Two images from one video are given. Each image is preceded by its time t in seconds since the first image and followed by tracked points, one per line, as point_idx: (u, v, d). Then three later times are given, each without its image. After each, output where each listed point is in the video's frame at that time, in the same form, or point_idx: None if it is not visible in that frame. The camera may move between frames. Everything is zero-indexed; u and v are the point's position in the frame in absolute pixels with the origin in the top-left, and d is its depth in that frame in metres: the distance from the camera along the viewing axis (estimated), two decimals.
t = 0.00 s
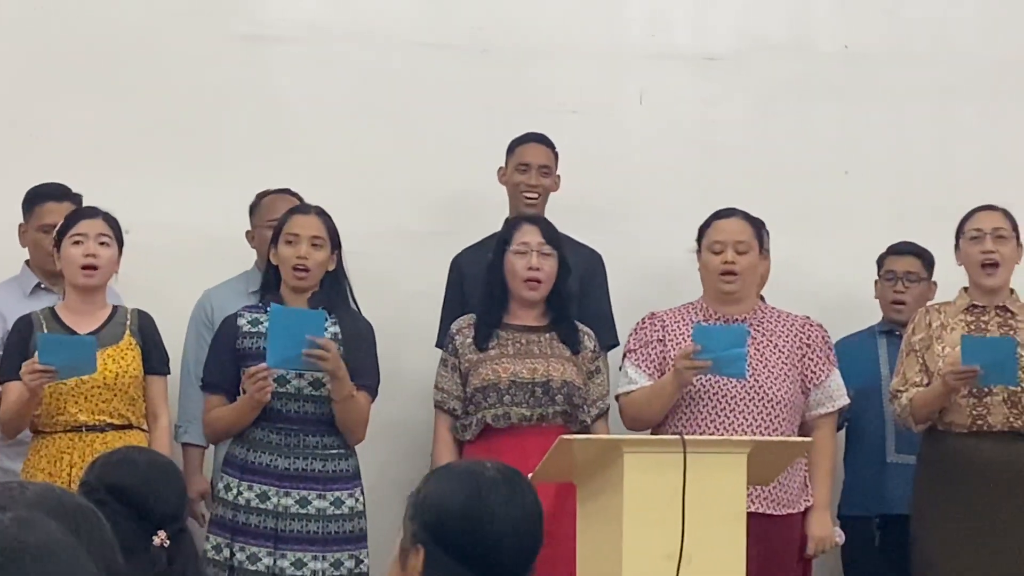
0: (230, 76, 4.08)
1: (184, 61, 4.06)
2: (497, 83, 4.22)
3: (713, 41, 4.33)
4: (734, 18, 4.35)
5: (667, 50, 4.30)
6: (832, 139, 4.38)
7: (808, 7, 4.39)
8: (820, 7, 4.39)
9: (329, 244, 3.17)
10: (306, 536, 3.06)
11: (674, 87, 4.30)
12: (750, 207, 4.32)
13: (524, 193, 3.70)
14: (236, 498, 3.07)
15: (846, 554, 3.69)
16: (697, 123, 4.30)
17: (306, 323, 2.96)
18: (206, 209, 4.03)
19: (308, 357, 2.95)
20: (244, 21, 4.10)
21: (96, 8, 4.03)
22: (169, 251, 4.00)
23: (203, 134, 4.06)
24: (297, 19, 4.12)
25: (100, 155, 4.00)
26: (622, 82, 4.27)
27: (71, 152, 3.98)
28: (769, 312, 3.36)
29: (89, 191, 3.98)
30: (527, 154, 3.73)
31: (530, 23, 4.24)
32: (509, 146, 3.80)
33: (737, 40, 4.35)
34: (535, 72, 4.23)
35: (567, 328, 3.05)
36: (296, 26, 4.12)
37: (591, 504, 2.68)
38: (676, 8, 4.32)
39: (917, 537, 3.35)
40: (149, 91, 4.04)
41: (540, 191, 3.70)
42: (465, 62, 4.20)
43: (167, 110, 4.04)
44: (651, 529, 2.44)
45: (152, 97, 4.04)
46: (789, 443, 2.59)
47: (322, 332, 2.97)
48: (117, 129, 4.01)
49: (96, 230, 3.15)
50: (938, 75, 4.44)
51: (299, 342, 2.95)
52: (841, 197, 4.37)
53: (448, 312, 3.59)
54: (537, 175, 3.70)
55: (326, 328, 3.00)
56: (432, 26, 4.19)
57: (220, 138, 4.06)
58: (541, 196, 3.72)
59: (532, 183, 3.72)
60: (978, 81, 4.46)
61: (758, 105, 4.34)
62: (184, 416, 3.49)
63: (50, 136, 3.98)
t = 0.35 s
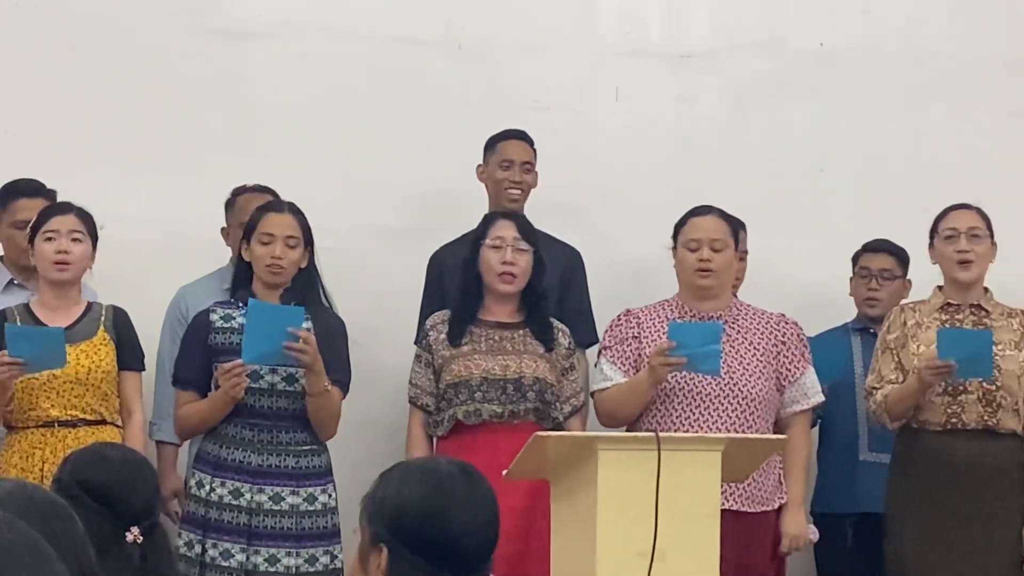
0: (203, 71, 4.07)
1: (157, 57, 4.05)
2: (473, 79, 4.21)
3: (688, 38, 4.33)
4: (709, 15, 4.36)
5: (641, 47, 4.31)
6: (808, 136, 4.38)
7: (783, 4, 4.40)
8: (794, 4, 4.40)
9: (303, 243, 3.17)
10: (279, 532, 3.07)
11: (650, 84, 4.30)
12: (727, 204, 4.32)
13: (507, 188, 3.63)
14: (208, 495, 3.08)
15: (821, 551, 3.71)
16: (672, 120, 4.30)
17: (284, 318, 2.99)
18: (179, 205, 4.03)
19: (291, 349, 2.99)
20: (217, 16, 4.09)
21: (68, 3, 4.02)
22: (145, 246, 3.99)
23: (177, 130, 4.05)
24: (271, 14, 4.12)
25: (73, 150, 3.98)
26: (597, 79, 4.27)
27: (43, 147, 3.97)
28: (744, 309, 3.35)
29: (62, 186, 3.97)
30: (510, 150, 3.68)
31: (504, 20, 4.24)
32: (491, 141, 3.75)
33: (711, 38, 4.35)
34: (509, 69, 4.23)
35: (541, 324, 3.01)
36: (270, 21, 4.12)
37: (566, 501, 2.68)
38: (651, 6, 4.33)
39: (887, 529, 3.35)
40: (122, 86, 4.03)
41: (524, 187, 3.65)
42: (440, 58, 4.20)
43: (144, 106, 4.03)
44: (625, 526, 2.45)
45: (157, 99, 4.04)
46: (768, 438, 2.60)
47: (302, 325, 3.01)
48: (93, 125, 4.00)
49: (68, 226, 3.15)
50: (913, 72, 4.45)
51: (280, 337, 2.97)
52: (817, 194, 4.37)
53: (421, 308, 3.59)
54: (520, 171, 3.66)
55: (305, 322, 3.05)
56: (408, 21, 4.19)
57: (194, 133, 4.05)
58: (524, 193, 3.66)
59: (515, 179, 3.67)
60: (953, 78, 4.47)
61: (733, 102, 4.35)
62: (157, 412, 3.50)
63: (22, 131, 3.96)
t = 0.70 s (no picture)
0: (176, 69, 4.08)
1: (130, 54, 4.06)
2: (446, 78, 4.22)
3: (662, 37, 4.34)
4: (681, 14, 4.36)
5: (615, 46, 4.31)
6: (780, 137, 4.39)
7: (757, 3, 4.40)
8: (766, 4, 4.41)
9: (272, 240, 3.25)
10: (250, 530, 3.10)
11: (622, 83, 4.31)
12: (700, 204, 4.33)
13: (481, 192, 3.64)
14: (178, 493, 3.10)
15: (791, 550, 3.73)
16: (646, 120, 4.31)
17: (257, 319, 3.02)
18: (153, 203, 4.03)
19: (262, 350, 3.03)
20: (190, 14, 4.09)
21: None
22: (119, 244, 4.00)
23: (150, 128, 4.06)
24: (244, 11, 4.12)
25: (46, 148, 4.00)
26: (571, 78, 4.28)
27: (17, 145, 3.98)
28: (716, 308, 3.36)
29: (35, 184, 3.98)
30: (483, 151, 3.68)
31: (478, 18, 4.24)
32: (463, 141, 3.75)
33: (685, 37, 4.36)
34: (483, 67, 4.24)
35: (509, 323, 3.00)
36: (243, 18, 4.12)
37: (537, 500, 2.67)
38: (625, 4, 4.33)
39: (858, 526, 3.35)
40: (95, 84, 4.04)
41: (498, 189, 3.66)
42: (413, 56, 4.20)
43: (118, 105, 4.04)
44: (597, 525, 2.43)
45: (137, 95, 4.05)
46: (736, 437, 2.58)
47: (275, 327, 3.06)
48: (68, 124, 4.02)
49: (37, 226, 3.17)
50: (886, 72, 4.46)
51: (253, 337, 3.01)
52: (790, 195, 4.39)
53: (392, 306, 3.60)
54: (493, 173, 3.66)
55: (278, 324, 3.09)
56: (379, 19, 4.19)
57: (168, 131, 4.06)
58: (497, 194, 3.67)
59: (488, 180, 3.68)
60: (926, 78, 4.48)
61: (707, 102, 4.35)
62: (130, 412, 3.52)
63: None
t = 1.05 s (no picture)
0: (147, 65, 4.07)
1: (100, 50, 4.06)
2: (418, 75, 4.22)
3: (635, 35, 4.34)
4: (652, 10, 4.36)
5: (588, 43, 4.31)
6: (752, 135, 4.40)
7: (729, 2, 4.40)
8: (737, 0, 4.41)
9: (239, 235, 3.32)
10: (218, 526, 3.16)
11: (594, 80, 4.31)
12: (674, 202, 4.33)
13: (456, 188, 3.63)
14: (146, 490, 3.16)
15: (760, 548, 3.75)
16: (617, 117, 4.31)
17: (228, 315, 3.04)
18: (123, 199, 4.03)
19: (231, 347, 3.05)
20: (160, 9, 4.09)
21: None
22: (90, 240, 3.99)
23: (120, 124, 4.05)
24: (216, 7, 4.11)
25: (15, 143, 3.99)
26: (542, 75, 4.28)
27: None
28: (688, 306, 3.34)
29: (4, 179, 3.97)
30: (457, 147, 3.68)
31: (450, 15, 4.25)
32: (437, 138, 3.75)
33: (658, 35, 4.36)
34: (455, 64, 4.24)
35: (473, 320, 3.01)
36: (213, 14, 4.11)
37: (507, 498, 2.68)
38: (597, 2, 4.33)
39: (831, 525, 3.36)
40: (64, 79, 4.03)
41: (473, 184, 3.66)
42: (385, 53, 4.20)
43: (89, 100, 4.04)
44: (569, 522, 2.44)
45: (96, 89, 4.05)
46: (708, 434, 2.56)
47: (245, 323, 3.06)
48: (40, 118, 4.01)
49: (8, 221, 3.16)
50: (858, 71, 4.47)
51: (221, 333, 3.04)
52: (763, 193, 4.39)
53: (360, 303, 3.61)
54: (468, 169, 3.66)
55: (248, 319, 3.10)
56: (350, 14, 4.19)
57: (138, 127, 4.06)
58: (472, 190, 3.67)
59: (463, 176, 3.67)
60: (898, 77, 4.49)
61: (679, 100, 4.36)
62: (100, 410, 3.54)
63: None
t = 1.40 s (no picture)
0: (119, 59, 4.08)
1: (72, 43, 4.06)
2: (391, 70, 4.24)
3: (607, 31, 4.38)
4: (626, 6, 4.40)
5: (560, 38, 4.35)
6: (726, 131, 4.45)
7: None
8: None
9: (211, 227, 3.34)
10: (188, 519, 3.17)
11: (569, 76, 4.35)
12: (648, 197, 4.37)
13: (431, 182, 3.66)
14: (115, 483, 3.17)
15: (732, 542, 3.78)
16: (588, 113, 4.36)
17: (198, 307, 3.07)
18: (94, 192, 4.03)
19: (201, 338, 3.08)
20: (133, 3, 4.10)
21: None
22: (64, 233, 3.99)
23: (92, 117, 4.06)
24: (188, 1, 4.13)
25: None
26: (514, 70, 4.31)
27: None
28: (661, 301, 3.31)
29: None
30: (430, 143, 3.71)
31: (423, 11, 4.27)
32: (411, 134, 3.79)
33: (630, 31, 4.40)
34: (428, 60, 4.26)
35: (436, 313, 3.09)
36: (185, 7, 4.12)
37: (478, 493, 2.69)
38: None
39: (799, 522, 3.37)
40: (36, 72, 4.03)
41: (446, 178, 3.68)
42: (359, 48, 4.22)
43: (65, 94, 4.04)
44: (540, 516, 2.44)
45: (68, 82, 4.05)
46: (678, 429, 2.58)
47: (214, 314, 3.10)
48: (14, 112, 4.00)
49: None
50: (830, 67, 4.54)
51: (191, 325, 3.07)
52: (738, 189, 4.45)
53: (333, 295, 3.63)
54: (441, 163, 3.69)
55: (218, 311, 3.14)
56: (327, 8, 4.21)
57: (110, 121, 4.07)
58: (447, 185, 3.69)
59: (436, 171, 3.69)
60: (869, 74, 4.56)
61: (651, 95, 4.40)
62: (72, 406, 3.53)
63: None
